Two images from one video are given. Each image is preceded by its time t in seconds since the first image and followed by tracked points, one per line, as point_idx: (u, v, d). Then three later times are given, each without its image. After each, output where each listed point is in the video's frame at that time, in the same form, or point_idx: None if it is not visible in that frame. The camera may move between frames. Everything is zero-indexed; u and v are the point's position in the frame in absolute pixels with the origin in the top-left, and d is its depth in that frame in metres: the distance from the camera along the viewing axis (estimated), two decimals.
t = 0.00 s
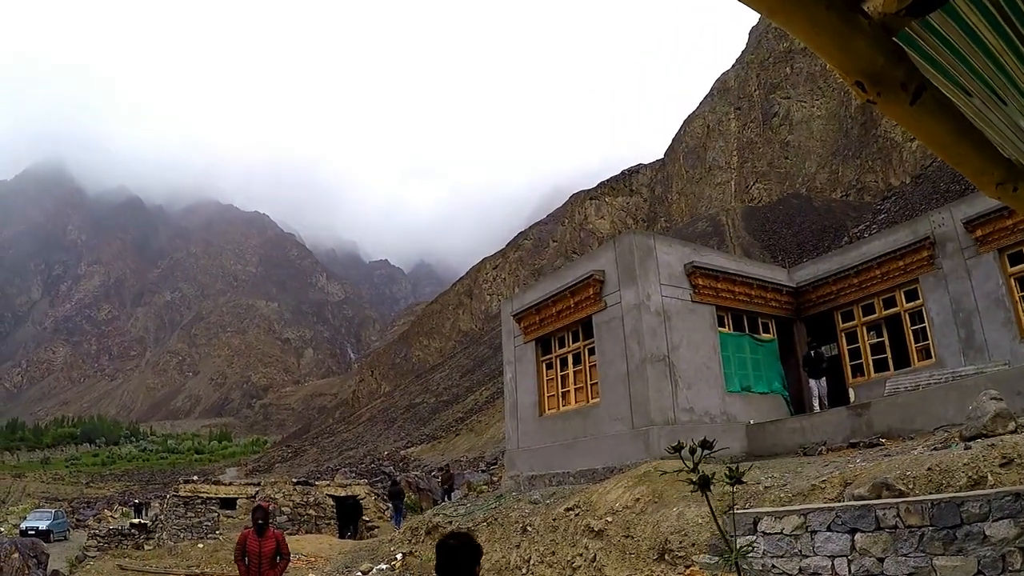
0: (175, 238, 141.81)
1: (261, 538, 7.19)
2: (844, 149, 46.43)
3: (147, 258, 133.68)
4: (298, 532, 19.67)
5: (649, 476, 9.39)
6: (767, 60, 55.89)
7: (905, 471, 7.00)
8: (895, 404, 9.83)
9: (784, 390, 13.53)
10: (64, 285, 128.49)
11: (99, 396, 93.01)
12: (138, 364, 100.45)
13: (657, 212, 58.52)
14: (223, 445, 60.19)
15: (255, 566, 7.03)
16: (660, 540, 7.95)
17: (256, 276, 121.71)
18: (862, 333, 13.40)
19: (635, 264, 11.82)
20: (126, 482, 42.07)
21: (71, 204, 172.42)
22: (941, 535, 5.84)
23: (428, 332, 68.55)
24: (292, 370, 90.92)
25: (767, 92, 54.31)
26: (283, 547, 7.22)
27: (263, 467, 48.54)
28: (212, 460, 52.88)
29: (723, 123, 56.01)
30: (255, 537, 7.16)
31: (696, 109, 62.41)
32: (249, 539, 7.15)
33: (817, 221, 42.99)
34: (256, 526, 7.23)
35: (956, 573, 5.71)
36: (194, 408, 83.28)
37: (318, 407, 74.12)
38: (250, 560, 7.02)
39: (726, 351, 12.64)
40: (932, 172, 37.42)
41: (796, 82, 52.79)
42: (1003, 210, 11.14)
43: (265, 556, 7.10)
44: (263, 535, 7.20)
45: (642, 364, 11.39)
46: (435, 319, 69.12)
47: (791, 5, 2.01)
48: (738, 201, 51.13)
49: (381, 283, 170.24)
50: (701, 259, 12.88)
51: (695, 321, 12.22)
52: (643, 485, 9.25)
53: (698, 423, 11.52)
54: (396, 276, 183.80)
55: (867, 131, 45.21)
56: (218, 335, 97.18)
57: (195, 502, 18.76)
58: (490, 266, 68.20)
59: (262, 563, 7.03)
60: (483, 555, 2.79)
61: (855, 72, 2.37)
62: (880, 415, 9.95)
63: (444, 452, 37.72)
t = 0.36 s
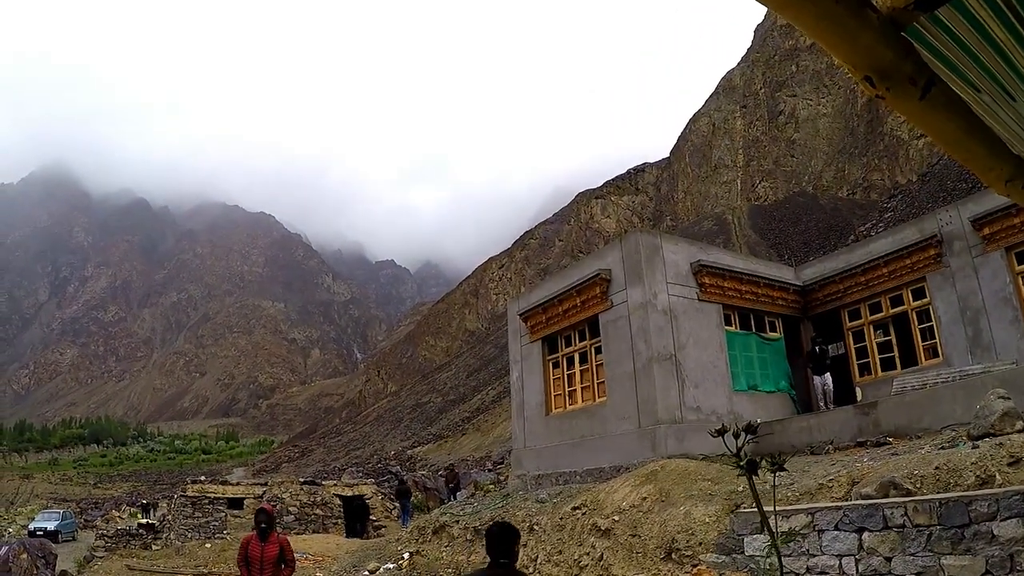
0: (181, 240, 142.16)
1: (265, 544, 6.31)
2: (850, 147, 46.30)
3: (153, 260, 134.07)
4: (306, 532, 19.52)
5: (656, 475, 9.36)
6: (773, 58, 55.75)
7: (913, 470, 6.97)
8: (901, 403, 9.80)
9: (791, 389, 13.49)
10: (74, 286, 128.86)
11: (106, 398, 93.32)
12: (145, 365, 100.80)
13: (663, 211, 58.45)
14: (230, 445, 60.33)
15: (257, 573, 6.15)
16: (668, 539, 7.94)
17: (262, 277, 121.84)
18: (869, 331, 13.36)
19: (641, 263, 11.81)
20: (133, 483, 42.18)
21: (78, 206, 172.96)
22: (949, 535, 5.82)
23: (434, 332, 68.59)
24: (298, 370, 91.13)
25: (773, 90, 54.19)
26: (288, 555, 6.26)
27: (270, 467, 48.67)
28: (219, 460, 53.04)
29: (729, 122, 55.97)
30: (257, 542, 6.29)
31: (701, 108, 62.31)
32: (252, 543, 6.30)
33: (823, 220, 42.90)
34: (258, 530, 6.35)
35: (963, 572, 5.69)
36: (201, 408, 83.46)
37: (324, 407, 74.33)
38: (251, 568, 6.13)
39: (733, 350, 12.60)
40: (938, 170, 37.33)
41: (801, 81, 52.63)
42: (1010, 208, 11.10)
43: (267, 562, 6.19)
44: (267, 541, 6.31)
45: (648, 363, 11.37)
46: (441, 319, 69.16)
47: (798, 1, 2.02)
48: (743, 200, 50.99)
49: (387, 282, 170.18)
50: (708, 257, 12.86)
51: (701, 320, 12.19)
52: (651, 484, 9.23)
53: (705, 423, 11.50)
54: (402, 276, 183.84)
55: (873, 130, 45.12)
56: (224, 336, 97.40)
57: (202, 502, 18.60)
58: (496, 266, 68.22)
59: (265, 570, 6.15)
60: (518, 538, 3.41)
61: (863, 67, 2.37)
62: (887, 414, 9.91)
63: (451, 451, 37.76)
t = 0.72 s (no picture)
0: (187, 237, 142.44)
1: (262, 548, 6.03)
2: (856, 143, 46.18)
3: (158, 258, 134.48)
4: (312, 527, 19.55)
5: (662, 471, 9.36)
6: (779, 53, 55.55)
7: (920, 467, 6.94)
8: (908, 398, 9.79)
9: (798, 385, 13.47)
10: (80, 283, 129.30)
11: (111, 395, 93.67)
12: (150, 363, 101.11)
13: (669, 206, 58.39)
14: (237, 441, 60.55)
15: None
16: (674, 535, 7.94)
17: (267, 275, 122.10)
18: (876, 328, 13.33)
19: (648, 259, 11.79)
20: (140, 479, 42.32)
21: (84, 203, 173.46)
22: (955, 532, 5.79)
23: (440, 327, 68.67)
24: (304, 367, 91.38)
25: (780, 86, 54.05)
26: (287, 558, 6.01)
27: (276, 463, 48.82)
28: (226, 456, 53.20)
29: (736, 117, 55.90)
30: (255, 545, 6.01)
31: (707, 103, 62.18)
32: (249, 547, 6.02)
33: (830, 215, 42.80)
34: (255, 532, 6.05)
35: (970, 569, 5.67)
36: (207, 405, 83.78)
37: (331, 402, 74.56)
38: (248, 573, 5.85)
39: (739, 346, 12.58)
40: (945, 166, 37.24)
41: (808, 76, 52.41)
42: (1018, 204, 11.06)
43: (264, 566, 5.93)
44: (265, 545, 6.03)
45: (655, 359, 11.36)
46: (448, 314, 69.23)
47: None
48: (750, 195, 50.94)
49: (393, 279, 170.26)
50: (714, 253, 12.84)
51: (708, 315, 12.17)
52: (656, 479, 9.24)
53: (711, 419, 11.50)
54: (408, 272, 183.92)
55: (879, 125, 45.01)
56: (231, 331, 97.21)
57: (209, 498, 18.92)
58: (502, 262, 68.23)
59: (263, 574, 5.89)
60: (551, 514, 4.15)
61: (875, 59, 2.36)
62: (894, 409, 9.90)
63: (458, 446, 37.85)
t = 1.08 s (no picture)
0: (194, 235, 142.84)
1: (258, 546, 5.76)
2: (864, 137, 45.94)
3: (166, 257, 135.01)
4: (321, 523, 19.56)
5: (671, 467, 9.35)
6: (787, 46, 55.23)
7: (929, 462, 6.91)
8: (917, 392, 9.75)
9: (807, 379, 13.43)
10: (88, 281, 129.92)
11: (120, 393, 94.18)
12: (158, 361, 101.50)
13: (677, 201, 58.20)
14: (246, 437, 60.76)
15: None
16: (683, 530, 7.95)
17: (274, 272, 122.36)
18: (885, 322, 13.27)
19: (656, 254, 11.77)
20: (150, 475, 42.51)
21: (91, 203, 174.08)
22: (965, 528, 5.76)
23: (449, 324, 68.68)
24: (313, 363, 91.61)
25: (787, 80, 53.78)
26: (285, 555, 5.80)
27: (285, 459, 48.96)
28: (235, 453, 53.41)
29: (743, 111, 55.68)
30: (250, 544, 5.75)
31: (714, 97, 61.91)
32: (243, 546, 5.76)
33: (838, 209, 42.63)
34: (250, 533, 5.82)
35: (980, 565, 5.64)
36: (217, 402, 84.09)
37: (339, 399, 74.78)
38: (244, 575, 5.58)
39: (748, 341, 12.55)
40: (954, 159, 37.05)
41: (816, 69, 52.09)
42: None
43: (262, 566, 5.67)
44: (261, 543, 5.79)
45: (663, 353, 11.35)
46: (456, 311, 69.28)
47: None
48: (758, 189, 50.77)
49: (400, 275, 170.23)
50: (723, 248, 12.80)
51: (716, 310, 12.14)
52: (665, 475, 9.23)
53: (720, 413, 11.49)
54: (415, 268, 183.89)
55: (888, 119, 44.77)
56: (239, 328, 97.34)
57: (218, 495, 19.37)
58: (510, 257, 68.18)
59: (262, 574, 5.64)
60: (594, 503, 5.21)
61: (886, 51, 2.33)
62: (903, 404, 9.86)
63: (466, 442, 37.89)
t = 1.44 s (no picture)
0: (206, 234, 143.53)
1: (261, 553, 5.35)
2: (875, 129, 45.63)
3: (176, 256, 135.68)
4: (335, 520, 19.58)
5: (684, 461, 9.32)
6: (796, 38, 54.86)
7: (943, 456, 6.86)
8: (930, 386, 9.69)
9: (819, 374, 13.36)
10: (100, 281, 130.76)
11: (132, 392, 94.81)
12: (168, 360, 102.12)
13: (688, 195, 57.98)
14: (259, 434, 61.02)
15: None
16: (696, 526, 7.92)
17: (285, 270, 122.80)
18: (897, 315, 13.19)
19: (667, 248, 11.73)
20: (163, 473, 42.78)
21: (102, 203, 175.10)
22: (981, 523, 5.71)
23: (460, 320, 68.69)
24: (325, 360, 91.85)
25: (797, 72, 53.46)
26: (291, 561, 5.38)
27: (298, 456, 49.14)
28: (248, 450, 53.68)
29: (753, 104, 55.36)
30: (254, 550, 5.36)
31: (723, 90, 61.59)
32: (247, 552, 5.37)
33: (850, 202, 42.34)
34: (252, 537, 5.40)
35: (996, 561, 5.57)
36: (229, 400, 84.46)
37: (351, 396, 75.03)
38: None
39: (761, 335, 12.50)
40: (966, 151, 36.77)
41: (825, 61, 51.72)
42: None
43: None
44: (265, 550, 5.36)
45: (675, 348, 11.32)
46: (467, 307, 69.29)
47: None
48: (769, 183, 50.53)
49: (412, 272, 170.38)
50: (735, 242, 12.74)
51: (728, 305, 12.09)
52: (678, 470, 9.20)
53: (733, 408, 11.45)
54: (427, 266, 184.07)
55: (898, 111, 44.44)
56: (250, 325, 97.52)
57: (232, 492, 19.26)
58: (521, 253, 68.11)
59: None
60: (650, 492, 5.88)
61: (898, 41, 2.31)
62: (916, 398, 9.80)
63: (478, 438, 37.92)
